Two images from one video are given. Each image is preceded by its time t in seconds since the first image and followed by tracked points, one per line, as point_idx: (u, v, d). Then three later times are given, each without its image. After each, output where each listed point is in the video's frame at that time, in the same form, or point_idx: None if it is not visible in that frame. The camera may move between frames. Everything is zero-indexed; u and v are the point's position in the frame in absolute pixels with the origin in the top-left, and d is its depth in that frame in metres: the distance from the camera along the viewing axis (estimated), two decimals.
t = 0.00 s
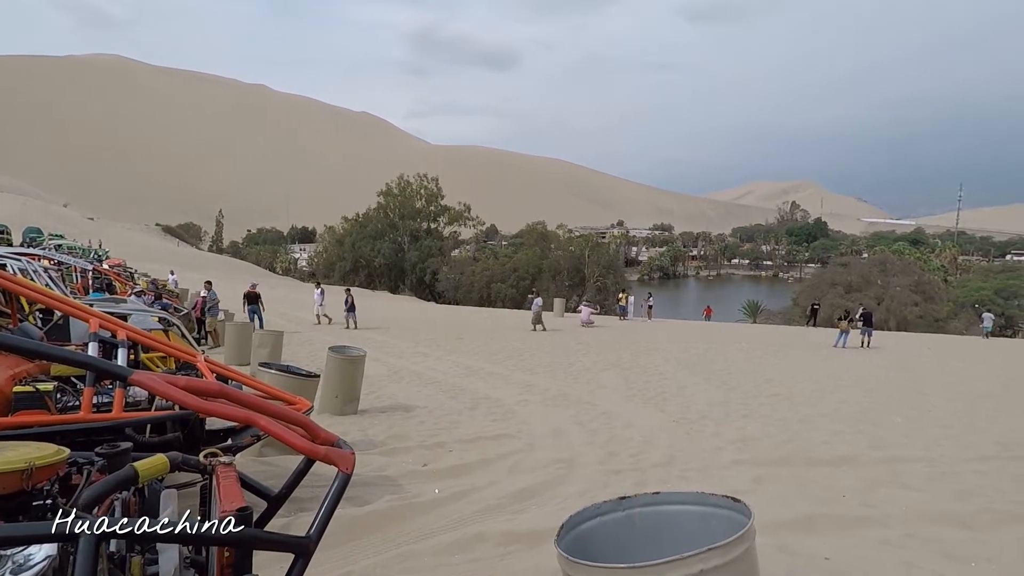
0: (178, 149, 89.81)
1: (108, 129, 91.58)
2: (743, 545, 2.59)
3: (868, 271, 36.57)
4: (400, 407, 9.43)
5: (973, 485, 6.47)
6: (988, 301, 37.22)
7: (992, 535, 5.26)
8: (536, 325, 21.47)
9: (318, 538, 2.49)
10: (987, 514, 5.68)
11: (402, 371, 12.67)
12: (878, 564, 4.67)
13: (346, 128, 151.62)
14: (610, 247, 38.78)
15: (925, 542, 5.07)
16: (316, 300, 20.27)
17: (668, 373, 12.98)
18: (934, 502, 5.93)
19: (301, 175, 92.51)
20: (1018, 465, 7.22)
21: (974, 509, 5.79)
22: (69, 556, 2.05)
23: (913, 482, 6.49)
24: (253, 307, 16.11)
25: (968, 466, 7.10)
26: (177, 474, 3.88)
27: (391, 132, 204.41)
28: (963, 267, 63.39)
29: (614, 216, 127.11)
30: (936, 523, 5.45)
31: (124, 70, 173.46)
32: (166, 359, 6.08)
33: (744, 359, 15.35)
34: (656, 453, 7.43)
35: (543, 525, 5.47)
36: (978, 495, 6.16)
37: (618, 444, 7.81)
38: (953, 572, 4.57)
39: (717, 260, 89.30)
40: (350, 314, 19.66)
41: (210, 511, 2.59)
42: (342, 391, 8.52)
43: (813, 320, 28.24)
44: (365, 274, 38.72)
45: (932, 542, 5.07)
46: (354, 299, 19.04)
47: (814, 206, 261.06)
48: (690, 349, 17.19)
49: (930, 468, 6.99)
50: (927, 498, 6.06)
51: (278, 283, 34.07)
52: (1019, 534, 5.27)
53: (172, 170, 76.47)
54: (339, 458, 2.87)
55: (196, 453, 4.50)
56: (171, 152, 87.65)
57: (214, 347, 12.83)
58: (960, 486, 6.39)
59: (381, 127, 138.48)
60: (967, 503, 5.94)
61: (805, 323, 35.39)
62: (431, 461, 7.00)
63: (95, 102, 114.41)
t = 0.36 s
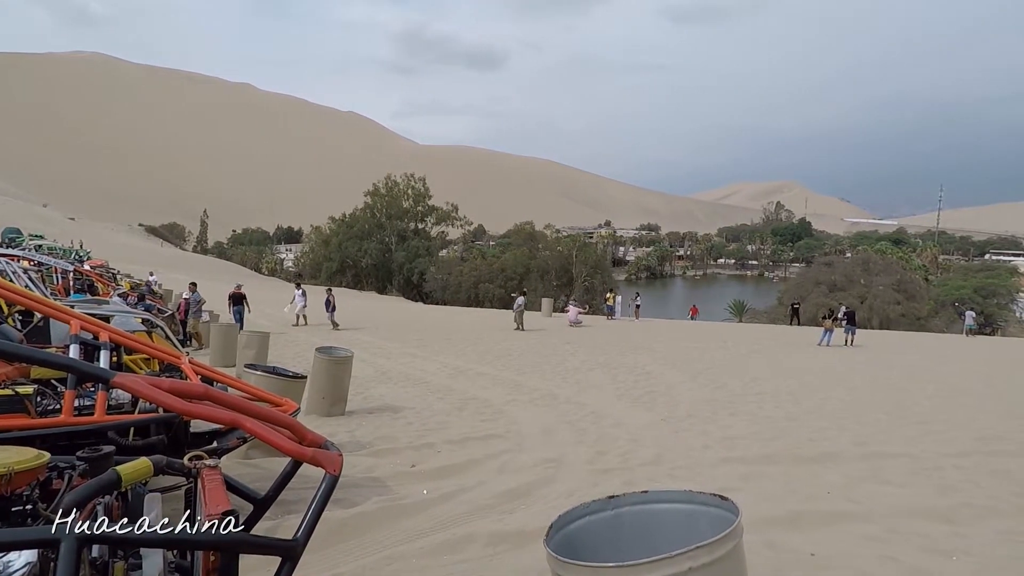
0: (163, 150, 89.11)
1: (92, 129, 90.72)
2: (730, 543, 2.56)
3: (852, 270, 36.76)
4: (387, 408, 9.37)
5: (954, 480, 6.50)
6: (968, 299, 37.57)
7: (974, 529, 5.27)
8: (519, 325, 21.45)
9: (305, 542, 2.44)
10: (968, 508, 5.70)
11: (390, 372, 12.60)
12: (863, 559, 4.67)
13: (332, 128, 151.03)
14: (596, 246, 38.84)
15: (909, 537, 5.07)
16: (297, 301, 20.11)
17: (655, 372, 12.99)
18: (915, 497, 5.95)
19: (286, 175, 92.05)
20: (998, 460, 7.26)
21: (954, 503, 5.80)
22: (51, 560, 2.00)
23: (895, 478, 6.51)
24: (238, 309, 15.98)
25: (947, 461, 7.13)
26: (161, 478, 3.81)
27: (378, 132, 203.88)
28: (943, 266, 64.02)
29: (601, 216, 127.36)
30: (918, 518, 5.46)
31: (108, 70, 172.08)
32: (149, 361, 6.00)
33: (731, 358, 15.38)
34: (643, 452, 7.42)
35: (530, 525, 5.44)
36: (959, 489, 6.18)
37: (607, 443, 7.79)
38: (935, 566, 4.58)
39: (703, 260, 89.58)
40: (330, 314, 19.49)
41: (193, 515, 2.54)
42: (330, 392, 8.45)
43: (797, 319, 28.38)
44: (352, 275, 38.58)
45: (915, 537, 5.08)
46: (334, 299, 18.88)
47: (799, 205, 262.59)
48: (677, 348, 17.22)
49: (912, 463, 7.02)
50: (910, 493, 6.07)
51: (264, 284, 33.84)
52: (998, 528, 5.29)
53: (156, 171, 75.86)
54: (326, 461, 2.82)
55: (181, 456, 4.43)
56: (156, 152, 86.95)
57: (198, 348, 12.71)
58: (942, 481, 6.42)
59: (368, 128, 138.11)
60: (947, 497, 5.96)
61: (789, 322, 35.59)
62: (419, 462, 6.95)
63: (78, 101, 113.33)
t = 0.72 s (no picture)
0: (148, 149, 88.30)
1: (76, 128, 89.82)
2: (720, 540, 2.53)
3: (835, 269, 36.95)
4: (376, 409, 9.30)
5: (936, 476, 6.51)
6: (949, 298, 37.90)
7: (957, 524, 5.28)
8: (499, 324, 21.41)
9: (292, 545, 2.39)
10: (951, 504, 5.71)
11: (378, 372, 12.53)
12: (849, 556, 4.66)
13: (318, 127, 150.45)
14: (584, 246, 38.87)
15: (894, 533, 5.07)
16: (276, 302, 19.84)
17: (642, 371, 12.99)
18: (898, 493, 5.96)
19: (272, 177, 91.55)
20: (979, 456, 7.30)
21: (938, 499, 5.81)
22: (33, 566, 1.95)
23: (878, 474, 6.51)
24: (222, 310, 15.84)
25: (930, 458, 7.15)
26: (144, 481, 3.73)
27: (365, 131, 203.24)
28: (925, 265, 64.61)
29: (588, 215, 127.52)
30: (902, 514, 5.47)
31: (91, 70, 170.59)
32: (133, 364, 5.92)
33: (718, 357, 15.41)
34: (631, 451, 7.40)
35: (520, 524, 5.40)
36: (942, 485, 6.20)
37: (595, 442, 7.76)
38: (920, 561, 4.57)
39: (689, 260, 89.87)
40: (309, 314, 19.33)
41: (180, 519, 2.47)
42: (317, 393, 8.38)
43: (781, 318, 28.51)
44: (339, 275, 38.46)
45: (900, 533, 5.07)
46: (314, 300, 18.72)
47: (785, 205, 264.08)
48: (664, 347, 17.23)
49: (895, 460, 7.03)
50: (893, 489, 6.08)
51: (250, 285, 33.61)
52: (980, 523, 5.30)
53: (141, 171, 75.21)
54: (315, 463, 2.76)
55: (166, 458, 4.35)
56: (141, 151, 86.17)
57: (184, 350, 12.57)
58: (925, 477, 6.43)
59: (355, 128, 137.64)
60: (930, 493, 5.97)
61: (774, 321, 35.77)
62: (408, 462, 6.90)
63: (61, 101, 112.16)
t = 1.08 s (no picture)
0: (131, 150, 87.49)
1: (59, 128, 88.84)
2: (709, 539, 2.50)
3: (819, 269, 37.13)
4: (363, 410, 9.22)
5: (919, 472, 6.52)
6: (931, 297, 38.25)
7: (939, 519, 5.28)
8: (480, 324, 21.36)
9: (280, 548, 2.32)
10: (932, 500, 5.71)
11: (365, 373, 12.45)
12: (834, 552, 4.64)
13: (304, 128, 149.75)
14: (572, 246, 38.92)
15: (879, 530, 5.05)
16: (255, 302, 19.46)
17: (629, 371, 12.98)
18: (883, 490, 5.96)
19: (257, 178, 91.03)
20: (960, 452, 7.32)
21: (919, 495, 5.82)
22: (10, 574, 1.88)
23: (862, 471, 6.52)
24: (206, 311, 15.68)
25: (912, 454, 7.17)
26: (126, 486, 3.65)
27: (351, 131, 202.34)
28: (907, 264, 65.17)
29: (575, 216, 127.65)
30: (887, 510, 5.46)
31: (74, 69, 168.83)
32: (115, 366, 5.83)
33: (704, 357, 15.43)
34: (619, 450, 7.37)
35: (508, 525, 5.35)
36: (924, 482, 6.21)
37: (583, 442, 7.73)
38: (903, 557, 4.56)
39: (676, 260, 90.19)
40: (290, 316, 19.06)
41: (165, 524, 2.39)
42: (303, 395, 8.29)
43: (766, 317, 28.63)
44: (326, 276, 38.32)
45: (885, 530, 5.06)
46: (294, 300, 18.48)
47: (769, 204, 265.60)
48: (652, 347, 17.24)
49: (878, 457, 7.04)
50: (878, 486, 6.09)
51: (236, 286, 33.33)
52: (963, 519, 5.30)
53: (125, 171, 74.52)
54: (301, 465, 2.69)
55: (150, 462, 4.27)
56: (124, 151, 85.33)
57: (168, 352, 12.43)
58: (908, 474, 6.44)
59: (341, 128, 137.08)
60: (913, 489, 5.97)
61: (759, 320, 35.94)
62: (396, 464, 6.83)
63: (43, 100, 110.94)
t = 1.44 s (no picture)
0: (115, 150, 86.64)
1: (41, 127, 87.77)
2: (697, 537, 2.47)
3: (805, 268, 37.29)
4: (351, 411, 9.14)
5: (901, 468, 6.54)
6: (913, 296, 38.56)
7: (921, 514, 5.29)
8: (465, 324, 21.28)
9: (266, 552, 2.26)
10: (914, 494, 5.73)
11: (352, 374, 12.35)
12: (821, 548, 4.62)
13: (290, 128, 148.98)
14: (560, 246, 38.95)
15: (864, 525, 5.05)
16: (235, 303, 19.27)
17: (617, 370, 12.96)
18: (867, 486, 5.97)
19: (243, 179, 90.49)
20: (941, 448, 7.36)
21: (902, 490, 5.84)
22: None
23: (847, 468, 6.53)
24: (186, 312, 15.51)
25: (895, 450, 7.19)
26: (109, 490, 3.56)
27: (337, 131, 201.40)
28: (890, 263, 65.65)
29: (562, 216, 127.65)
30: (871, 506, 5.46)
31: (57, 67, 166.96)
32: (97, 368, 5.73)
33: (691, 356, 15.45)
34: (607, 450, 7.34)
35: (496, 525, 5.31)
36: (907, 477, 6.23)
37: (571, 441, 7.69)
38: (886, 551, 4.56)
39: (663, 259, 90.46)
40: (270, 316, 18.89)
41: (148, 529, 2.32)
42: (290, 396, 8.20)
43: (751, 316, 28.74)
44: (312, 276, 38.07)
45: (869, 525, 5.06)
46: (273, 299, 18.35)
47: (755, 203, 266.83)
48: (639, 346, 17.23)
49: (862, 454, 7.06)
50: (861, 482, 6.10)
51: (221, 287, 33.02)
52: (945, 513, 5.31)
53: (108, 170, 73.76)
54: (288, 468, 2.63)
55: (134, 466, 4.20)
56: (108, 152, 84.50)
57: (152, 353, 12.30)
58: (892, 470, 6.46)
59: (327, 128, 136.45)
60: (896, 485, 5.99)
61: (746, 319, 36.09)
62: (385, 465, 6.77)
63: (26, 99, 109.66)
